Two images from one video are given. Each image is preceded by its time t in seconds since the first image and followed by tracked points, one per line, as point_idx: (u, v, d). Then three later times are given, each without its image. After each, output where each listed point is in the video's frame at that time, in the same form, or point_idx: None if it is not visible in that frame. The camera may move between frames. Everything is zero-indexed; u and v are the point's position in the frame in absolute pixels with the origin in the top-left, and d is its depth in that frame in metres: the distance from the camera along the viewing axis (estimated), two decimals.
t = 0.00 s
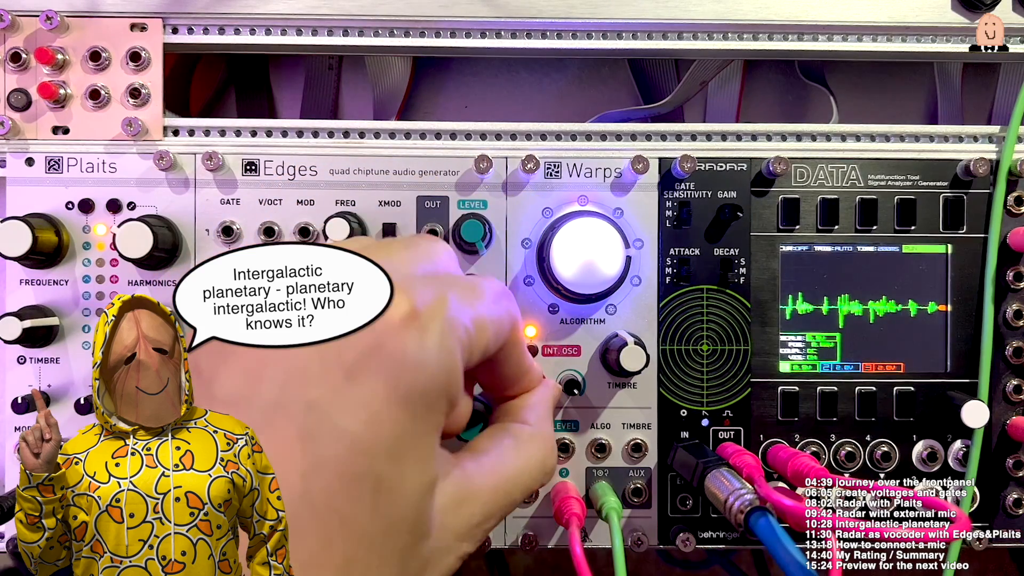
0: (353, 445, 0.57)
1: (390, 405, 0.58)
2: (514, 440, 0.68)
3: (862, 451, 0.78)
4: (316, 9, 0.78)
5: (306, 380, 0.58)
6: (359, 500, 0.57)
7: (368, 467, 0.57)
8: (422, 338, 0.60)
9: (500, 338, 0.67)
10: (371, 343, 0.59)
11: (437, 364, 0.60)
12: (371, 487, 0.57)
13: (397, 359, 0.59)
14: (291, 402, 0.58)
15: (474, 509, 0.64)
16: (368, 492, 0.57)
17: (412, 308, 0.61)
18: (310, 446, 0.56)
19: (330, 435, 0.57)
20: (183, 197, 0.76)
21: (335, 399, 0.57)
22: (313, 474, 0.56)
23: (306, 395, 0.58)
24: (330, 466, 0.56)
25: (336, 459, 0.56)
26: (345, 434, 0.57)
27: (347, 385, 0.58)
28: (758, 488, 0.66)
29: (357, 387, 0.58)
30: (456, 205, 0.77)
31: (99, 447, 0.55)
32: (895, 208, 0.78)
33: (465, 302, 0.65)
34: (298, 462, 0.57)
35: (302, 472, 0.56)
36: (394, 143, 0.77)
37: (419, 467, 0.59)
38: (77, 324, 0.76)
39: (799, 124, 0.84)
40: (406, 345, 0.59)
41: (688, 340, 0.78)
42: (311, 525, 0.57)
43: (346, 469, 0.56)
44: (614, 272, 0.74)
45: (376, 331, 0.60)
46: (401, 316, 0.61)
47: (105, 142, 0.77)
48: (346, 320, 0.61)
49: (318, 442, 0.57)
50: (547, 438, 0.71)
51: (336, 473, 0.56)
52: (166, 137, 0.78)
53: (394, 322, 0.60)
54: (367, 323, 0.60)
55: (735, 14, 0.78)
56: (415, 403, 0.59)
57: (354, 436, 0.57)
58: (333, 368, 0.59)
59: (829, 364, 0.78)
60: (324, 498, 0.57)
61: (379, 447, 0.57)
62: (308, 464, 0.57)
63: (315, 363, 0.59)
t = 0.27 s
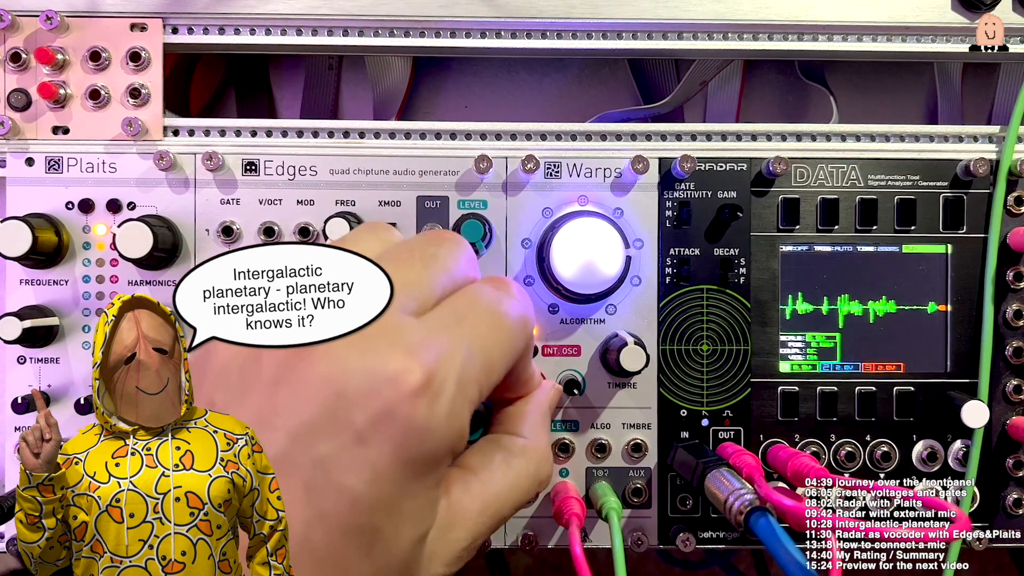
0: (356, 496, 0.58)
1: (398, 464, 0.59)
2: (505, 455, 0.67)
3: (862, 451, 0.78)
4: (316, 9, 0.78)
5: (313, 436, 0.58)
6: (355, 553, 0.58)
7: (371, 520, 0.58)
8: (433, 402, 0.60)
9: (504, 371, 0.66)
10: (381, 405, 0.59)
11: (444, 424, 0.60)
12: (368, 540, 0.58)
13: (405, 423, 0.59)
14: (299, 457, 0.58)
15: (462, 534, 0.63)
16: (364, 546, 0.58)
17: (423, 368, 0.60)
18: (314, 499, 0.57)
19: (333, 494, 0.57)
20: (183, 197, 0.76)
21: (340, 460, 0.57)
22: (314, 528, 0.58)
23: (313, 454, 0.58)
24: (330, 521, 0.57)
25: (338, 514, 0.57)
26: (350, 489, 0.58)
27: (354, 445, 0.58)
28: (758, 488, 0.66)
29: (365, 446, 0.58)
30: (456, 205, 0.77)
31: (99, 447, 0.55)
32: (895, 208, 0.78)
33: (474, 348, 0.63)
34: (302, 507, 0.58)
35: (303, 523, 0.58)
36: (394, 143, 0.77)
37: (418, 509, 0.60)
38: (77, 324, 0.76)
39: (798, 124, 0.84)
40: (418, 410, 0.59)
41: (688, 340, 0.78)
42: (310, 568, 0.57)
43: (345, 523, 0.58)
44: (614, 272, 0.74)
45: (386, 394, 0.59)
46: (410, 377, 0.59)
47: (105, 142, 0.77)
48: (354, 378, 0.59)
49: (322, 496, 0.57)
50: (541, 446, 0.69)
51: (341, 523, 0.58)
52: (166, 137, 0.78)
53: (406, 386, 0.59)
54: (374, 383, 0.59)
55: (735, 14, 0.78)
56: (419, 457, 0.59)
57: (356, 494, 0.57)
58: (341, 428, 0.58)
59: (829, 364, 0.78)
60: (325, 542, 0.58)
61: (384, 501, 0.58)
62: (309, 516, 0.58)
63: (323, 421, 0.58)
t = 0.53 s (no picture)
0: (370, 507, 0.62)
1: (410, 477, 0.63)
2: (502, 458, 0.68)
3: (862, 451, 0.78)
4: (316, 9, 0.78)
5: (331, 450, 0.61)
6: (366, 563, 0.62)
7: (380, 533, 0.62)
8: (448, 415, 0.64)
9: (515, 381, 0.68)
10: (394, 418, 0.62)
11: (454, 437, 0.64)
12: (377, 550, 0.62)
13: (418, 437, 0.62)
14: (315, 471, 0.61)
15: (463, 541, 0.66)
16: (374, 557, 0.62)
17: (435, 382, 0.64)
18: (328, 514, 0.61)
19: (346, 508, 0.61)
20: (183, 197, 0.76)
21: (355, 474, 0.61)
22: (327, 542, 0.61)
23: (325, 469, 0.61)
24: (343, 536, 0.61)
25: (350, 528, 0.61)
26: (362, 503, 0.61)
27: (369, 459, 0.61)
28: (758, 488, 0.66)
29: (378, 459, 0.62)
30: (456, 205, 0.77)
31: (99, 447, 0.55)
32: (895, 208, 0.78)
33: (486, 360, 0.65)
34: (317, 518, 0.61)
35: (316, 538, 0.60)
36: (394, 143, 0.77)
37: (425, 517, 0.64)
38: (77, 324, 0.76)
39: (799, 124, 0.84)
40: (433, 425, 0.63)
41: (688, 340, 0.78)
42: None
43: (357, 536, 0.61)
44: (614, 272, 0.74)
45: (400, 407, 0.62)
46: (424, 394, 0.63)
47: (105, 142, 0.77)
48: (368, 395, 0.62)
49: (335, 509, 0.61)
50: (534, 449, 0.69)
51: (355, 536, 0.61)
52: (166, 137, 0.78)
53: (420, 401, 0.63)
54: (389, 398, 0.62)
55: (735, 14, 0.78)
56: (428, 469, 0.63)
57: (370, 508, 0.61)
58: (354, 444, 0.61)
59: (829, 364, 0.78)
60: (338, 552, 0.61)
61: (396, 510, 0.62)
62: (321, 531, 0.61)
63: (340, 435, 0.62)
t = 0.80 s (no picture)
0: (381, 481, 0.53)
1: (425, 450, 0.54)
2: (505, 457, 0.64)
3: (862, 451, 0.78)
4: (316, 9, 0.78)
5: (335, 420, 0.52)
6: (376, 544, 0.53)
7: (393, 513, 0.54)
8: (459, 386, 0.55)
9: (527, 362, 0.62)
10: (406, 387, 0.53)
11: (477, 403, 0.56)
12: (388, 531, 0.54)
13: (430, 408, 0.54)
14: (320, 446, 0.52)
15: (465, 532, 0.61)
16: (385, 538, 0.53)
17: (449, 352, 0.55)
18: (335, 489, 0.52)
19: (355, 483, 0.52)
20: (183, 197, 0.76)
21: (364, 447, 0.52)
22: (333, 521, 0.52)
23: (331, 441, 0.52)
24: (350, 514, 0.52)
25: (360, 506, 0.52)
26: (372, 477, 0.52)
27: (380, 429, 0.53)
28: (758, 488, 0.66)
29: (388, 428, 0.53)
30: (456, 205, 0.77)
31: (100, 449, 0.57)
32: (895, 208, 0.78)
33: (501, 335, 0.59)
34: (323, 496, 0.52)
35: (322, 515, 0.51)
36: (394, 143, 0.77)
37: (440, 497, 0.57)
38: (77, 324, 0.76)
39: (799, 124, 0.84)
40: (445, 393, 0.54)
41: (688, 340, 0.78)
42: (330, 564, 0.52)
43: (367, 515, 0.52)
44: (614, 272, 0.74)
45: (412, 377, 0.54)
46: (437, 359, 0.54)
47: (105, 142, 0.77)
48: (378, 361, 0.54)
49: (342, 485, 0.52)
50: (531, 453, 0.66)
51: (368, 516, 0.52)
52: (166, 137, 0.78)
53: (433, 370, 0.54)
54: (400, 365, 0.54)
55: (735, 14, 0.78)
56: (445, 443, 0.55)
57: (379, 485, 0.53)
58: (362, 414, 0.53)
59: (829, 364, 0.78)
60: (348, 536, 0.52)
61: (411, 484, 0.54)
62: (328, 509, 0.52)
63: (345, 406, 0.52)
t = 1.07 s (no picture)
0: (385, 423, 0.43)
1: (435, 387, 0.45)
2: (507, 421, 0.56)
3: (862, 451, 0.78)
4: (316, 9, 0.78)
5: (336, 351, 0.43)
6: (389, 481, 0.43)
7: (404, 446, 0.43)
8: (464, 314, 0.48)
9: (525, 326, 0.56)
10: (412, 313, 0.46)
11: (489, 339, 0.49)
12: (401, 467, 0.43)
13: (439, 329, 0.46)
14: (317, 382, 0.42)
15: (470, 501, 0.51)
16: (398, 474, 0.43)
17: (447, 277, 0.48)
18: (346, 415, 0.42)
19: (364, 410, 0.42)
20: (183, 197, 0.76)
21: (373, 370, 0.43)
22: (343, 454, 0.41)
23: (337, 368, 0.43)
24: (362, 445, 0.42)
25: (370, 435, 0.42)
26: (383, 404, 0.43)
27: (388, 360, 0.44)
28: (758, 488, 0.66)
29: (394, 358, 0.44)
30: (456, 205, 0.77)
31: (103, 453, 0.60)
32: (895, 208, 0.78)
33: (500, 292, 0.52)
34: (314, 449, 0.41)
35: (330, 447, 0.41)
36: (394, 143, 0.77)
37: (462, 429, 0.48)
38: (77, 324, 0.76)
39: (799, 124, 0.84)
40: (454, 321, 0.47)
41: (688, 340, 0.78)
42: (310, 538, 0.40)
43: (379, 446, 0.43)
44: (614, 272, 0.74)
45: (414, 302, 0.46)
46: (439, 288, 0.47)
47: (105, 142, 0.77)
48: (384, 289, 0.45)
49: (351, 410, 0.42)
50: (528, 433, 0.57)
51: (366, 470, 0.42)
52: (166, 137, 0.78)
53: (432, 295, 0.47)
54: (409, 292, 0.46)
55: (735, 14, 0.79)
56: (459, 379, 0.46)
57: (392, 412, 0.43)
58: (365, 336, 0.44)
59: (829, 364, 0.78)
60: (340, 497, 0.41)
61: (418, 432, 0.44)
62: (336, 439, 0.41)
63: (347, 338, 0.44)
